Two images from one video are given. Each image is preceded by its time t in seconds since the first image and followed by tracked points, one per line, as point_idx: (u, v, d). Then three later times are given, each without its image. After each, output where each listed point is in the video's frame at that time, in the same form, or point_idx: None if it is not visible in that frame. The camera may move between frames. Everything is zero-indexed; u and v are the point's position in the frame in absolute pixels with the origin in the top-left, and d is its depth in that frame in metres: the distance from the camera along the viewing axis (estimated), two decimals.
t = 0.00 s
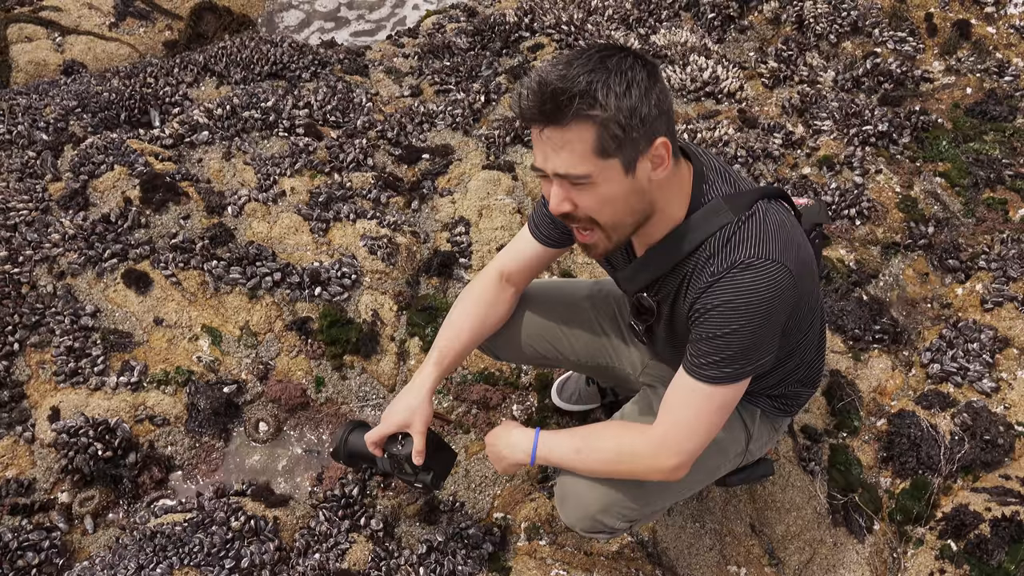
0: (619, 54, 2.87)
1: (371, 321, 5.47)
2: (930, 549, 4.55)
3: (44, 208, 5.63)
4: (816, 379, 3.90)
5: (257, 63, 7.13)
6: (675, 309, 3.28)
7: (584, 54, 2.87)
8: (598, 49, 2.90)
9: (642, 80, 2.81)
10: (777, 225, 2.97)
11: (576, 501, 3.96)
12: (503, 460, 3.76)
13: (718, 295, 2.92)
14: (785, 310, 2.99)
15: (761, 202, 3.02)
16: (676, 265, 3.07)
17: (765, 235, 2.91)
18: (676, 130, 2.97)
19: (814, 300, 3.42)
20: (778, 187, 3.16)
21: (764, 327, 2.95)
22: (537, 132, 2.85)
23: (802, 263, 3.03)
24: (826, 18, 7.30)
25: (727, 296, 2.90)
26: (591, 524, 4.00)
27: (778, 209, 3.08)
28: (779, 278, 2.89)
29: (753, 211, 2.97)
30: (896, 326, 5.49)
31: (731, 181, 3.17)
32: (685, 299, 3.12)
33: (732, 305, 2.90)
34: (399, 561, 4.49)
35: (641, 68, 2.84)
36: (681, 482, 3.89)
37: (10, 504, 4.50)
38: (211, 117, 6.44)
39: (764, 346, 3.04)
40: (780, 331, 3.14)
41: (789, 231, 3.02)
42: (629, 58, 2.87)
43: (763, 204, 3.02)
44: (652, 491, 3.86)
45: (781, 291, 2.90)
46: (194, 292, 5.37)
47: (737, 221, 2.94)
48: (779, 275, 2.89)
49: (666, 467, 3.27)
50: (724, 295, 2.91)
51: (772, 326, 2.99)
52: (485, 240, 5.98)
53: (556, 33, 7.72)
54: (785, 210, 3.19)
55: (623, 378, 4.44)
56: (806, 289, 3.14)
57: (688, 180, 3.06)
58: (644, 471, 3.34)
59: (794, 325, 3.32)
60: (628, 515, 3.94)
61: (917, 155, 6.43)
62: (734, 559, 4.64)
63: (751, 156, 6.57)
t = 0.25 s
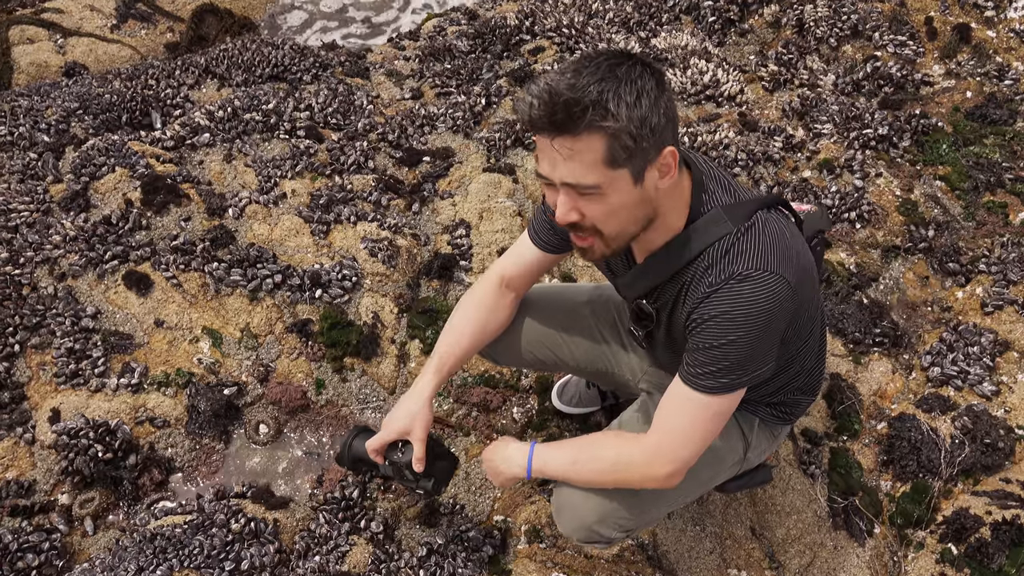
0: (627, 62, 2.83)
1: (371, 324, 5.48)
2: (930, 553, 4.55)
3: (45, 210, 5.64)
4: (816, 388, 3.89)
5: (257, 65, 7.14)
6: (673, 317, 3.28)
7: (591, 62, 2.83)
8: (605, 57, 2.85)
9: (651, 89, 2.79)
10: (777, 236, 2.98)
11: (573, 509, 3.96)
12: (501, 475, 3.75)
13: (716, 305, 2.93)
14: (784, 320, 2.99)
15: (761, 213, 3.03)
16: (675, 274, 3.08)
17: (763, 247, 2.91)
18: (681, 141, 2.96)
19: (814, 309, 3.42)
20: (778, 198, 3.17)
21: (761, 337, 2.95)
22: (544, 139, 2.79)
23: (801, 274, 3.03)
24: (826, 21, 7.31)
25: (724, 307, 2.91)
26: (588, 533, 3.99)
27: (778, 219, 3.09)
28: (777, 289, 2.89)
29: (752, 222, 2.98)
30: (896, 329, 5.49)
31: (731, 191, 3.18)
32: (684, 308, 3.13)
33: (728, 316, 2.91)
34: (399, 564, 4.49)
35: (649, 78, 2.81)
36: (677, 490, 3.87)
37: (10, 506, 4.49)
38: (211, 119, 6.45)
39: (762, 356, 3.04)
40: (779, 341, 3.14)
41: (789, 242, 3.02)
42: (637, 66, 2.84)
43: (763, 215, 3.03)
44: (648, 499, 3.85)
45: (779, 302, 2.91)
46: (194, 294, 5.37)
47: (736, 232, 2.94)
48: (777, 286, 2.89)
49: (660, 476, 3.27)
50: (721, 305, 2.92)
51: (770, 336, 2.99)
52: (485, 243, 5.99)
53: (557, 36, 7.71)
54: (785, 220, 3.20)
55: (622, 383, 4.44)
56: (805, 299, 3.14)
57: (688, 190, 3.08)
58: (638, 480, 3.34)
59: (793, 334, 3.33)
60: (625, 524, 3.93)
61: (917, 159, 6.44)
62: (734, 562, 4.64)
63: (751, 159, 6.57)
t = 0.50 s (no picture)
0: (621, 126, 2.62)
1: (373, 326, 5.48)
2: (932, 558, 4.54)
3: (48, 211, 5.65)
4: (817, 392, 3.89)
5: (260, 67, 7.15)
6: (676, 325, 3.27)
7: (582, 126, 2.64)
8: (600, 118, 2.64)
9: (643, 160, 2.61)
10: (782, 249, 2.95)
11: (573, 515, 3.95)
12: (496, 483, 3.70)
13: (720, 319, 2.92)
14: (787, 332, 2.99)
15: (766, 224, 3.00)
16: (679, 286, 3.06)
17: (768, 262, 2.89)
18: (684, 183, 2.82)
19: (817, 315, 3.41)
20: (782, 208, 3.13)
21: (765, 350, 2.96)
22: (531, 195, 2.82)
23: (806, 286, 3.02)
24: (829, 25, 7.31)
25: (728, 323, 2.91)
26: (588, 538, 3.98)
27: (783, 230, 3.06)
28: (781, 304, 2.88)
29: (758, 235, 2.95)
30: (898, 333, 5.48)
31: (735, 202, 3.13)
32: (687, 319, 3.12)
33: (733, 331, 2.91)
34: (399, 567, 4.48)
35: (643, 144, 2.62)
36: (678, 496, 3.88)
37: (11, 507, 4.49)
38: (214, 121, 6.47)
39: (765, 367, 3.05)
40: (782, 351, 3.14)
41: (794, 254, 3.00)
42: (631, 130, 2.62)
43: (768, 226, 3.00)
44: (649, 505, 3.84)
45: (783, 316, 2.90)
46: (196, 295, 5.38)
47: (742, 246, 2.91)
48: (782, 301, 2.88)
49: (661, 482, 3.28)
50: (725, 321, 2.91)
51: (773, 349, 3.00)
52: (487, 246, 5.99)
53: (559, 39, 7.71)
54: (791, 228, 3.16)
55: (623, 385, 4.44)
56: (809, 309, 3.13)
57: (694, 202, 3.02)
58: (638, 487, 3.34)
59: (796, 342, 3.33)
60: (625, 529, 3.92)
61: (920, 163, 6.44)
62: (735, 566, 4.64)
63: (754, 162, 6.56)
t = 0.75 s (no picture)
0: (631, 157, 2.62)
1: (374, 328, 5.47)
2: (934, 559, 4.53)
3: (49, 214, 5.65)
4: (817, 398, 3.88)
5: (261, 69, 7.15)
6: (676, 333, 3.27)
7: (592, 156, 2.63)
8: (611, 148, 2.64)
9: (651, 193, 2.62)
10: (784, 262, 2.95)
11: (572, 519, 3.94)
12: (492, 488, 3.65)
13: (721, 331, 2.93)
14: (788, 343, 3.00)
15: (769, 236, 3.00)
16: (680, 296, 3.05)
17: (770, 275, 2.89)
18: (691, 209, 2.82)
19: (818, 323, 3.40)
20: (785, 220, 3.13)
21: (765, 362, 2.97)
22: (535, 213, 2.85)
23: (807, 298, 3.02)
24: (830, 25, 7.29)
25: (729, 336, 2.92)
26: (587, 542, 3.97)
27: (785, 241, 3.06)
28: (782, 317, 2.89)
29: (760, 247, 2.94)
30: (900, 334, 5.47)
31: (739, 211, 3.11)
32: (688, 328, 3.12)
33: (733, 344, 2.92)
34: (400, 569, 4.47)
35: (653, 176, 2.62)
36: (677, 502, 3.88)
37: (12, 511, 4.49)
38: (215, 123, 6.47)
39: (764, 377, 3.06)
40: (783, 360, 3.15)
41: (796, 267, 2.99)
42: (641, 162, 2.62)
43: (771, 238, 2.99)
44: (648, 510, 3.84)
45: (784, 330, 2.91)
46: (197, 298, 5.37)
47: (744, 258, 2.91)
48: (783, 313, 2.89)
49: (658, 490, 3.29)
50: (726, 332, 2.92)
51: (773, 360, 3.01)
52: (487, 247, 5.98)
53: (560, 41, 7.72)
54: (793, 239, 3.16)
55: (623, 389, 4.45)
56: (810, 319, 3.14)
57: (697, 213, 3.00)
58: (637, 494, 3.35)
59: (797, 351, 3.33)
60: (623, 534, 3.92)
61: (921, 163, 6.43)
62: (737, 568, 4.63)
63: (755, 163, 6.55)
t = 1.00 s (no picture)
0: (631, 170, 2.62)
1: (375, 329, 5.48)
2: (936, 561, 4.52)
3: (50, 216, 5.66)
4: (821, 402, 3.87)
5: (262, 71, 7.15)
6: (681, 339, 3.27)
7: (592, 171, 2.64)
8: (609, 162, 2.65)
9: (653, 205, 2.61)
10: (790, 270, 2.94)
11: (573, 522, 3.94)
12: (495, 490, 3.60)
13: (726, 340, 2.93)
14: (793, 351, 3.00)
15: (774, 244, 2.99)
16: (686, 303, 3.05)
17: (776, 284, 2.89)
18: (695, 219, 2.81)
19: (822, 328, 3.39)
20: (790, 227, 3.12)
21: (769, 370, 2.97)
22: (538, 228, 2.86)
23: (812, 306, 3.02)
24: (831, 26, 7.29)
25: (734, 344, 2.92)
26: (588, 545, 3.97)
27: (791, 248, 3.05)
28: (787, 325, 2.89)
29: (767, 255, 2.93)
30: (901, 335, 5.47)
31: (744, 218, 3.10)
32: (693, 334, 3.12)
33: (738, 352, 2.92)
34: (402, 570, 4.47)
35: (654, 188, 2.61)
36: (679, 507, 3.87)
37: (14, 512, 4.49)
38: (216, 125, 6.47)
39: (769, 385, 3.06)
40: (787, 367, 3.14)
41: (802, 274, 2.99)
42: (641, 174, 2.62)
43: (776, 246, 2.99)
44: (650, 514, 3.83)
45: (789, 337, 2.91)
46: (198, 299, 5.38)
47: (750, 267, 2.91)
48: (788, 322, 2.88)
49: (660, 495, 3.29)
50: (731, 340, 2.92)
51: (778, 368, 3.01)
52: (489, 249, 5.98)
53: (561, 42, 7.72)
54: (798, 246, 3.15)
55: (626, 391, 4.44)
56: (815, 326, 3.13)
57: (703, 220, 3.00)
58: (638, 499, 3.35)
59: (801, 358, 3.32)
60: (624, 538, 3.91)
61: (923, 164, 6.42)
62: (739, 570, 4.62)
63: (756, 164, 6.55)
